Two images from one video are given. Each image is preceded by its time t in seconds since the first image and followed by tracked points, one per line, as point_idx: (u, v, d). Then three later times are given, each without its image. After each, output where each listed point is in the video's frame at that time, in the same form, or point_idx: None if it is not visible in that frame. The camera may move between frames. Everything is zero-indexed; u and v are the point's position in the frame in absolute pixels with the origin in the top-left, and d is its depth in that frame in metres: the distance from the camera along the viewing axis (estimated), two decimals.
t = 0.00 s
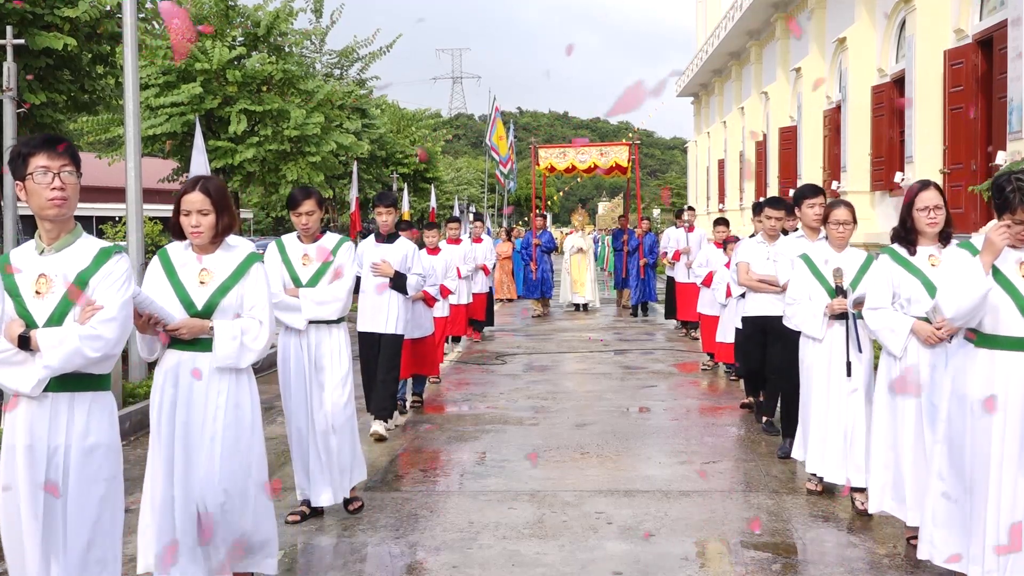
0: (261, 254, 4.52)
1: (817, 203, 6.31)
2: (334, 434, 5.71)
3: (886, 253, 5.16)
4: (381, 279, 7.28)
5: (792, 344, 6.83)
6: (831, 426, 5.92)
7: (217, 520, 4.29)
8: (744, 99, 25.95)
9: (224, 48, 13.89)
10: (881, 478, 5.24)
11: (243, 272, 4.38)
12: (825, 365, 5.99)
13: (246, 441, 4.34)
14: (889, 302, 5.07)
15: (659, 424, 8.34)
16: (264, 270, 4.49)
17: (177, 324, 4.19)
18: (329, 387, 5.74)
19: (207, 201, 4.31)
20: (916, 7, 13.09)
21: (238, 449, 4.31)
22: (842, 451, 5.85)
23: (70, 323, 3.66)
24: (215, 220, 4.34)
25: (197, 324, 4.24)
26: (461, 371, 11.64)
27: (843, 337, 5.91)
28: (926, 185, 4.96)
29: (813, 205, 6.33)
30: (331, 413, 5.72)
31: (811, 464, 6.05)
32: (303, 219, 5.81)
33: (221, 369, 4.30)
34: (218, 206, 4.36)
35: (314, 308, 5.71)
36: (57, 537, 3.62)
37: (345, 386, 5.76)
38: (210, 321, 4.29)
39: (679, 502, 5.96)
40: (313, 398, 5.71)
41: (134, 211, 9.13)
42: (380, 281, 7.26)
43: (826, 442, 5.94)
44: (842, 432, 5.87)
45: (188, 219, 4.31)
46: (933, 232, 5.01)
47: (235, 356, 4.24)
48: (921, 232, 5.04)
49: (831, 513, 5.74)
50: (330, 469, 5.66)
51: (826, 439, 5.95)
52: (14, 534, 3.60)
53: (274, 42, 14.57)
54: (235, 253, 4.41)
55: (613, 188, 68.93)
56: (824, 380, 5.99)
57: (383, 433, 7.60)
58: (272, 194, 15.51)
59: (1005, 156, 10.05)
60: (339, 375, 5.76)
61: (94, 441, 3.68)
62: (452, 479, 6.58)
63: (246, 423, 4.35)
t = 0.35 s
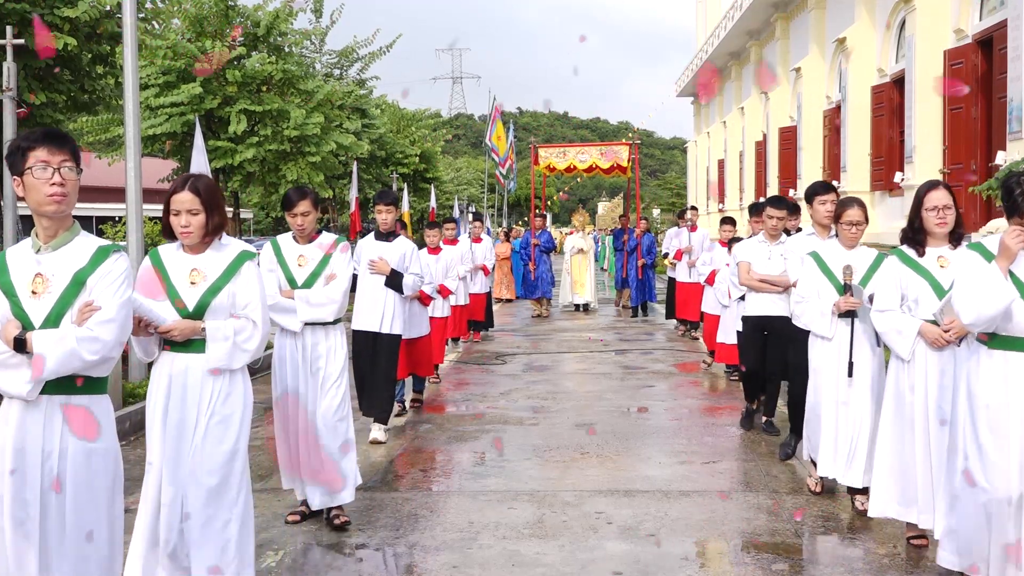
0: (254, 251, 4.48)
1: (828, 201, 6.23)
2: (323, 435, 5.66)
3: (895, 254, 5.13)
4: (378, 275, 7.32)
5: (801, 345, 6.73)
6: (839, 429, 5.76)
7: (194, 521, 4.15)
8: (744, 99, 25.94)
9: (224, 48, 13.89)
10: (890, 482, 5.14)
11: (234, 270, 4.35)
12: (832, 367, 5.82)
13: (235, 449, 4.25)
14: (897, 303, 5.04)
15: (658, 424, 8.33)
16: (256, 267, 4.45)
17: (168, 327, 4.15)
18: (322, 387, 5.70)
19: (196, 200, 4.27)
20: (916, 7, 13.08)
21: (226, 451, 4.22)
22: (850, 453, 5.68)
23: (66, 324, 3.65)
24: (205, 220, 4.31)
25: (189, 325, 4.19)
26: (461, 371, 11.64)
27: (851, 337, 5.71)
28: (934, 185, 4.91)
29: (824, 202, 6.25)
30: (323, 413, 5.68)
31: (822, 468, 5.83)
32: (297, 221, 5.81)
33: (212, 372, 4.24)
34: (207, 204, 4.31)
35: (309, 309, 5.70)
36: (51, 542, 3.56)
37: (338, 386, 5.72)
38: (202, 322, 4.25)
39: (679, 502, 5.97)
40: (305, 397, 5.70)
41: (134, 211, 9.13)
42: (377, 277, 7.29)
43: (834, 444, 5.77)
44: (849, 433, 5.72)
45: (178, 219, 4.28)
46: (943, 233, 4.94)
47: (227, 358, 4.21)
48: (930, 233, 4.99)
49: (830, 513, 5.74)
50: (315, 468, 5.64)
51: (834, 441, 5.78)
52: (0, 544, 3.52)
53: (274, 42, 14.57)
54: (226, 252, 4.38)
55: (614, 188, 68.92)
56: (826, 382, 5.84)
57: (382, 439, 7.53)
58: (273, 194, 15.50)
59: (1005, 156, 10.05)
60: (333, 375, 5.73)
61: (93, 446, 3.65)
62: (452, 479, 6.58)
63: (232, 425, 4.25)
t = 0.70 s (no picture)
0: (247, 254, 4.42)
1: (838, 200, 6.21)
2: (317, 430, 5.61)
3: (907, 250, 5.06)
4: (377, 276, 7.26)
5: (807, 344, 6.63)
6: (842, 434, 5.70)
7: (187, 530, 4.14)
8: (744, 99, 25.94)
9: (224, 48, 13.88)
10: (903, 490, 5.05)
11: (225, 273, 4.31)
12: (832, 372, 5.76)
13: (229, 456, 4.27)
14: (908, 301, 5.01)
15: (659, 424, 8.34)
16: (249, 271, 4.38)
17: (158, 331, 4.10)
18: (317, 386, 5.67)
19: (186, 202, 4.16)
20: (916, 7, 13.07)
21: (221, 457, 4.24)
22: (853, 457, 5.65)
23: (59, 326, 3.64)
24: (195, 222, 4.21)
25: (180, 330, 4.14)
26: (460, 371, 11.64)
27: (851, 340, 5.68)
28: (946, 180, 4.82)
29: (833, 201, 6.24)
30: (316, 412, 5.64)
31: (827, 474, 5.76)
32: (298, 222, 5.73)
33: (207, 377, 4.22)
34: (198, 207, 4.21)
35: (305, 314, 5.62)
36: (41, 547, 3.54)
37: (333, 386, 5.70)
38: (192, 326, 4.20)
39: (679, 502, 5.97)
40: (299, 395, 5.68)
41: (134, 211, 9.13)
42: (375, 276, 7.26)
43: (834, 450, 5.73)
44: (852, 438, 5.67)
45: (168, 221, 4.18)
46: (956, 229, 4.87)
47: (219, 362, 4.18)
48: (943, 228, 4.92)
49: (830, 513, 5.74)
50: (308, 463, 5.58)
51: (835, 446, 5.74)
52: None
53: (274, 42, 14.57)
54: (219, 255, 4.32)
55: (614, 188, 68.92)
56: (823, 390, 5.81)
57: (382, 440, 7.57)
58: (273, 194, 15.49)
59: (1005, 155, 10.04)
60: (328, 375, 5.70)
61: (87, 453, 3.67)
62: (452, 479, 6.58)
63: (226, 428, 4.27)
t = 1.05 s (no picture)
0: (241, 259, 4.27)
1: (843, 201, 6.25)
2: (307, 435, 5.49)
3: (914, 249, 4.98)
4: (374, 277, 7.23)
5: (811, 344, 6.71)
6: (843, 439, 5.59)
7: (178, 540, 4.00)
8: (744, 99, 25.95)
9: (224, 49, 13.90)
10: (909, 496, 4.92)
11: (219, 277, 4.14)
12: (836, 376, 5.62)
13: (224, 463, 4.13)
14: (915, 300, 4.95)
15: (659, 425, 8.34)
16: (243, 275, 4.24)
17: (150, 335, 3.96)
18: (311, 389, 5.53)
19: (181, 204, 3.97)
20: (916, 8, 13.07)
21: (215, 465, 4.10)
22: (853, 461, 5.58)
23: (42, 333, 3.50)
24: (190, 225, 4.02)
25: (172, 334, 4.00)
26: (460, 371, 11.64)
27: (854, 345, 5.55)
28: (954, 180, 4.74)
29: (838, 203, 6.27)
30: (308, 416, 5.51)
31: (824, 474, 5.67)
32: (302, 224, 5.65)
33: (198, 383, 4.07)
34: (193, 209, 4.02)
35: (301, 316, 5.51)
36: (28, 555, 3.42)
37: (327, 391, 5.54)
38: (185, 330, 4.05)
39: (678, 502, 5.97)
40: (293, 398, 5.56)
41: (133, 211, 9.13)
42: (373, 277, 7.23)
43: (833, 454, 5.64)
44: (855, 444, 5.59)
45: (162, 224, 3.98)
46: (964, 229, 4.81)
47: (212, 369, 4.03)
48: (951, 228, 4.85)
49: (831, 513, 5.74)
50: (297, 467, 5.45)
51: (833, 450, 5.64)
52: None
53: (274, 42, 14.58)
54: (214, 259, 4.15)
55: (614, 188, 68.95)
56: (825, 393, 5.67)
57: (382, 441, 7.58)
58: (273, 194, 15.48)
59: (1005, 155, 10.05)
60: (323, 380, 5.55)
61: (72, 460, 3.52)
62: (452, 479, 6.58)
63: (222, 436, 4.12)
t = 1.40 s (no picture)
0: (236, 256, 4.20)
1: (842, 203, 6.27)
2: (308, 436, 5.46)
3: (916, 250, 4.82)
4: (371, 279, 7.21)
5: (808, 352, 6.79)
6: (847, 444, 5.49)
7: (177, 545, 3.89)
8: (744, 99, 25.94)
9: (224, 48, 13.90)
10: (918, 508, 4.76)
11: (213, 275, 4.06)
12: (839, 381, 5.53)
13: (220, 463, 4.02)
14: (920, 302, 4.72)
15: (659, 425, 8.34)
16: (238, 275, 4.15)
17: (140, 331, 3.86)
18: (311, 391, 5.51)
19: (177, 199, 3.93)
20: (916, 8, 13.06)
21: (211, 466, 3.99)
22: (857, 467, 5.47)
23: (16, 337, 3.38)
24: (186, 221, 3.97)
25: (162, 331, 3.91)
26: (460, 371, 11.64)
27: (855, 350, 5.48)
28: (959, 179, 4.64)
29: (838, 205, 6.29)
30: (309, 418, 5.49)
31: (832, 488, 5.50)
32: (309, 224, 5.64)
33: (189, 383, 3.97)
34: (189, 205, 3.98)
35: (305, 316, 5.47)
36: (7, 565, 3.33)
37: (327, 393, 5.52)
38: (176, 328, 3.97)
39: (678, 502, 5.97)
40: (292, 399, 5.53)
41: (133, 211, 9.14)
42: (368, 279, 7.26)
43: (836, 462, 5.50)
44: (859, 451, 5.50)
45: (157, 219, 3.94)
46: (969, 229, 4.69)
47: (203, 369, 3.92)
48: (955, 229, 4.72)
49: (830, 513, 5.75)
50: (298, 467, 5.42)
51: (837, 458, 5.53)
52: None
53: (274, 42, 14.58)
54: (208, 256, 4.09)
55: (614, 188, 68.94)
56: (828, 400, 5.58)
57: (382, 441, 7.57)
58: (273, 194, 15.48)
59: (1005, 155, 10.04)
60: (323, 382, 5.53)
61: (50, 470, 3.42)
62: (452, 479, 6.58)
63: (217, 437, 4.02)
